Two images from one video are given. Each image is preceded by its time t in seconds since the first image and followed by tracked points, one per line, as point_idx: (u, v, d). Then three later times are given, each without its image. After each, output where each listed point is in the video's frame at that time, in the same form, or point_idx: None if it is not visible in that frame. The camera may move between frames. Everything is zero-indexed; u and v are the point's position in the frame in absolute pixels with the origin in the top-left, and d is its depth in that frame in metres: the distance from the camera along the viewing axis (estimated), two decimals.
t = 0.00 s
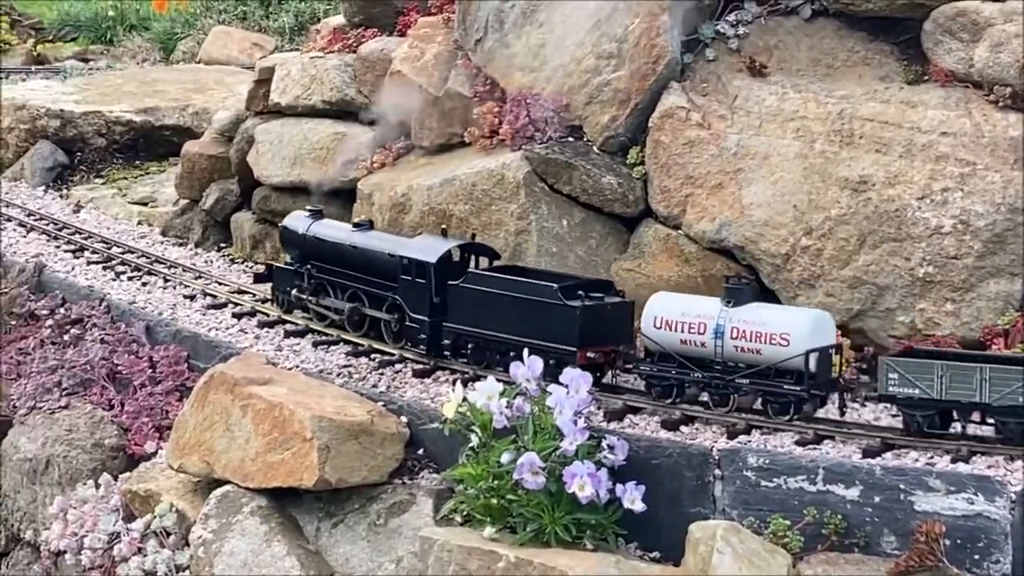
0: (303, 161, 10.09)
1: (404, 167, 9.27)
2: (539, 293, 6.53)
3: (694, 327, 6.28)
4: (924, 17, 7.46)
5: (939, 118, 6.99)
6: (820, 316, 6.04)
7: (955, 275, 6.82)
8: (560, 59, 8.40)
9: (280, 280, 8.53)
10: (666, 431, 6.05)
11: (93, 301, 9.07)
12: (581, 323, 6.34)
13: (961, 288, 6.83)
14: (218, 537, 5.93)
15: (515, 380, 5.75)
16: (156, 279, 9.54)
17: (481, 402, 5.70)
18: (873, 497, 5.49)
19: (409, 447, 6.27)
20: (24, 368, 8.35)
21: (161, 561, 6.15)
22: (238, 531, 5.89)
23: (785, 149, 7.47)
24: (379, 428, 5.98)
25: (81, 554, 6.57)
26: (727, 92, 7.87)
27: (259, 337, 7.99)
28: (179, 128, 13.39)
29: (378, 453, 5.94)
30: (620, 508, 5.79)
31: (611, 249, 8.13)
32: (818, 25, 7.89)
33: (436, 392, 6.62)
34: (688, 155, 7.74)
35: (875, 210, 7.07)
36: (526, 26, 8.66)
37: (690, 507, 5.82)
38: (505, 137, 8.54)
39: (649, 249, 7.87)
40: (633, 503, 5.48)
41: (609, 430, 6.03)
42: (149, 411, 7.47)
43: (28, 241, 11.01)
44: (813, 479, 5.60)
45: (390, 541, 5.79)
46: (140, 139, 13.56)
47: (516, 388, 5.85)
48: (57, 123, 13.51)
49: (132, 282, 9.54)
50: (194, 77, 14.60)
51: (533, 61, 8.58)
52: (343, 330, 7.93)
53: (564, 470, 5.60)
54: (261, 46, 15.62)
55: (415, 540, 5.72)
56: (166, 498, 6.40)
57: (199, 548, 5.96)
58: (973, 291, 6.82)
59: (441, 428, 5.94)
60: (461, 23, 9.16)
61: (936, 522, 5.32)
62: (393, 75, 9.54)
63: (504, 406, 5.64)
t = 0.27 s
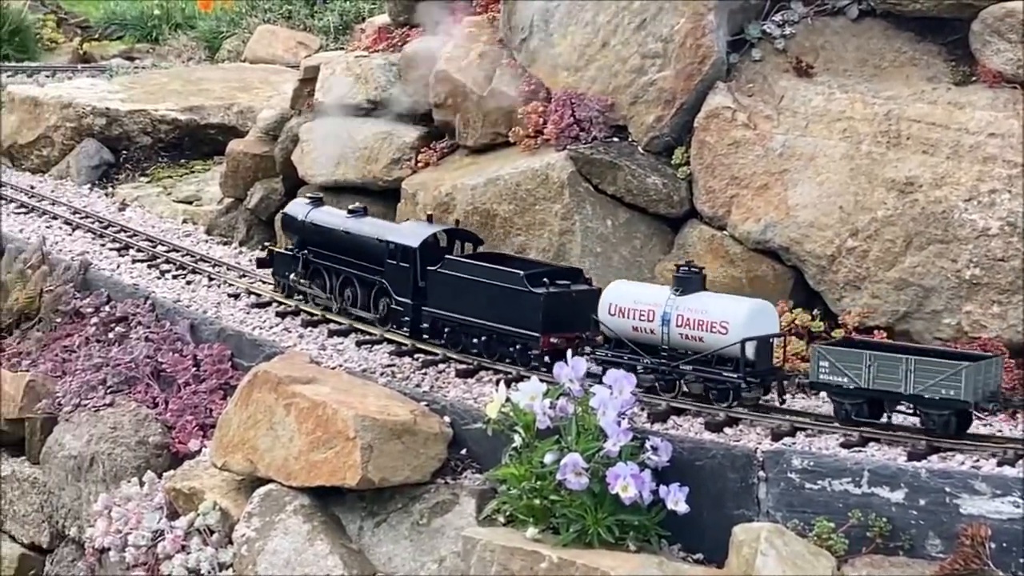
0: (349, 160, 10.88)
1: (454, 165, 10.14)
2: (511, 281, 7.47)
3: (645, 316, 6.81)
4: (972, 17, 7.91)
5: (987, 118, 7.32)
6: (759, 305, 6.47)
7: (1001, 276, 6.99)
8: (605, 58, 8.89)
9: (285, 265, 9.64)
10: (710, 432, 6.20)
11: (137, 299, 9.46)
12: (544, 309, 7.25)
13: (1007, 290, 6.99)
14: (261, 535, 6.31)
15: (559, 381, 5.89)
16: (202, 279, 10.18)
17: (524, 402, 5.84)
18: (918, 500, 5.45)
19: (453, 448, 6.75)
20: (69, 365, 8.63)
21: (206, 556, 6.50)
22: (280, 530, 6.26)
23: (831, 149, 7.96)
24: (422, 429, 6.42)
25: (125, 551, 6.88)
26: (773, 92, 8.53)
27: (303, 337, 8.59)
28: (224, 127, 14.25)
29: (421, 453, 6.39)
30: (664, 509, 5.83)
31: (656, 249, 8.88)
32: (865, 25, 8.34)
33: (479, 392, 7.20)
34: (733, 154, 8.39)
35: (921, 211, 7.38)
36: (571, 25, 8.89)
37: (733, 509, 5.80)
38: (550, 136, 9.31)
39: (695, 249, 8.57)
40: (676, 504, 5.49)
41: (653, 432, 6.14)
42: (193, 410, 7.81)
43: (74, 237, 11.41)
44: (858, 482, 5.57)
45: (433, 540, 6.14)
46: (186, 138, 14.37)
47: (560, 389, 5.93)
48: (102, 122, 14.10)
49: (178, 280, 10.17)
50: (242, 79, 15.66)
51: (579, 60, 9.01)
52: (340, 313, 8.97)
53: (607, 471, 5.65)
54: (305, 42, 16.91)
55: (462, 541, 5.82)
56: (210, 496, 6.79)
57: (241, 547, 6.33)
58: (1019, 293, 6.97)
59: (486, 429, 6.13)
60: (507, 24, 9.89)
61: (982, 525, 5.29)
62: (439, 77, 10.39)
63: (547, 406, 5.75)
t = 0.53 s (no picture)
0: (382, 158, 10.95)
1: (484, 163, 10.17)
2: (473, 264, 8.03)
3: (593, 299, 7.35)
4: (1008, 16, 7.92)
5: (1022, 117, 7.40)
6: (695, 291, 6.96)
7: None
8: (639, 56, 9.35)
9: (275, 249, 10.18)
10: (743, 431, 6.19)
11: (170, 296, 9.55)
12: (502, 292, 7.76)
13: None
14: (293, 533, 6.37)
15: (592, 379, 5.89)
16: (235, 277, 10.27)
17: (557, 401, 5.88)
18: (951, 500, 5.43)
19: (486, 445, 6.78)
20: (103, 361, 8.70)
21: (239, 552, 6.60)
22: (313, 528, 6.32)
23: (865, 148, 7.94)
24: (454, 426, 6.45)
25: (157, 548, 6.96)
26: (807, 91, 8.48)
27: (336, 334, 8.65)
28: (259, 125, 14.31)
29: (454, 450, 6.43)
30: (695, 508, 5.82)
31: (689, 248, 8.89)
32: (900, 24, 8.33)
33: (512, 390, 7.25)
34: (767, 153, 8.35)
35: (956, 210, 7.49)
36: (606, 25, 9.60)
37: (766, 508, 5.79)
38: (583, 134, 9.33)
39: (728, 248, 8.51)
40: (707, 503, 5.48)
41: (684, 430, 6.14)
42: (225, 406, 7.94)
43: (109, 234, 11.53)
44: (891, 481, 5.55)
45: (465, 539, 6.19)
46: (219, 135, 14.46)
47: (593, 387, 5.95)
48: (136, 119, 14.19)
49: (211, 277, 10.27)
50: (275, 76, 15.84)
51: (612, 59, 9.51)
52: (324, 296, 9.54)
53: (639, 470, 5.67)
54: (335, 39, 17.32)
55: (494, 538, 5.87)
56: (243, 493, 6.89)
57: (275, 544, 6.41)
58: None
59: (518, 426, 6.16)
60: (542, 22, 10.07)
61: (1016, 525, 5.26)
62: (471, 75, 10.39)
63: (580, 404, 5.78)
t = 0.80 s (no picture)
0: (410, 158, 10.97)
1: (512, 164, 10.18)
2: (439, 248, 8.63)
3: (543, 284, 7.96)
4: None
5: None
6: (633, 279, 7.51)
7: None
8: (668, 57, 9.36)
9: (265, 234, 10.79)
10: (771, 432, 6.19)
11: (199, 295, 9.62)
12: (466, 275, 8.36)
13: None
14: (321, 531, 6.41)
15: (620, 379, 5.90)
16: (263, 276, 10.34)
17: (584, 401, 5.87)
18: (980, 502, 5.41)
19: (513, 445, 6.82)
20: (133, 360, 8.78)
21: (267, 550, 6.66)
22: (340, 526, 6.36)
23: (896, 150, 8.01)
24: (482, 426, 6.49)
25: (186, 547, 7.06)
26: (836, 92, 8.50)
27: (364, 334, 8.69)
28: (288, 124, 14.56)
29: (482, 450, 6.47)
30: (722, 509, 5.83)
31: (718, 248, 8.91)
32: (930, 25, 8.47)
33: (539, 391, 7.27)
34: (796, 154, 8.29)
35: (985, 211, 7.60)
36: (634, 24, 9.62)
37: (793, 509, 5.79)
38: (612, 135, 9.30)
39: (756, 249, 8.46)
40: (735, 504, 5.48)
41: (712, 431, 6.15)
42: (254, 405, 7.98)
43: (138, 233, 11.62)
44: (919, 483, 5.52)
45: (493, 539, 6.22)
46: (249, 135, 14.63)
47: (620, 387, 5.96)
48: (166, 118, 14.33)
49: (239, 277, 10.34)
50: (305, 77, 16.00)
51: (641, 59, 9.52)
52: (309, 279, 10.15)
53: (666, 470, 5.69)
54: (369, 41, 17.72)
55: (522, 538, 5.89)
56: (271, 492, 6.96)
57: (302, 543, 6.45)
58: None
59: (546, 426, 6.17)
60: (571, 23, 10.10)
61: None
62: (500, 76, 10.41)
63: (607, 405, 5.80)
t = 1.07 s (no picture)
0: (438, 161, 11.00)
1: (539, 167, 10.23)
2: (409, 235, 9.15)
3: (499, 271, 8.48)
4: None
5: None
6: (579, 267, 8.01)
7: None
8: (695, 60, 9.36)
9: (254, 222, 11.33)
10: (797, 436, 6.18)
11: (225, 297, 9.68)
12: (432, 261, 8.87)
13: None
14: (347, 534, 6.45)
15: (646, 382, 5.93)
16: (289, 278, 10.40)
17: (610, 403, 5.98)
18: (1007, 507, 5.35)
19: (538, 448, 6.85)
20: (159, 361, 8.85)
21: (293, 553, 6.71)
22: (366, 528, 6.40)
23: (923, 154, 7.88)
24: (507, 429, 6.51)
25: (212, 548, 7.11)
26: (863, 96, 8.46)
27: (389, 336, 8.72)
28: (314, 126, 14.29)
29: (507, 453, 6.50)
30: (749, 512, 5.83)
31: (744, 251, 8.93)
32: (957, 29, 8.22)
33: (564, 393, 7.29)
34: (822, 158, 8.34)
35: (1014, 216, 7.34)
36: (662, 27, 9.62)
37: (820, 513, 5.78)
38: (638, 138, 9.30)
39: (783, 252, 8.53)
40: (761, 508, 5.49)
41: (739, 434, 6.16)
42: (280, 407, 8.04)
43: (165, 235, 11.72)
44: (946, 487, 5.50)
45: (518, 541, 6.25)
46: (276, 137, 14.71)
47: (646, 390, 6.04)
48: (193, 120, 14.60)
49: (265, 279, 10.42)
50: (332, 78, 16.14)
51: (668, 63, 9.52)
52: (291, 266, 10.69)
53: (693, 474, 5.71)
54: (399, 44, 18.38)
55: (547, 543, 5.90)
56: (296, 494, 6.99)
57: (328, 544, 6.50)
58: None
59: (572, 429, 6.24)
60: (597, 27, 10.12)
61: None
62: (526, 78, 10.43)
63: (633, 408, 5.88)
